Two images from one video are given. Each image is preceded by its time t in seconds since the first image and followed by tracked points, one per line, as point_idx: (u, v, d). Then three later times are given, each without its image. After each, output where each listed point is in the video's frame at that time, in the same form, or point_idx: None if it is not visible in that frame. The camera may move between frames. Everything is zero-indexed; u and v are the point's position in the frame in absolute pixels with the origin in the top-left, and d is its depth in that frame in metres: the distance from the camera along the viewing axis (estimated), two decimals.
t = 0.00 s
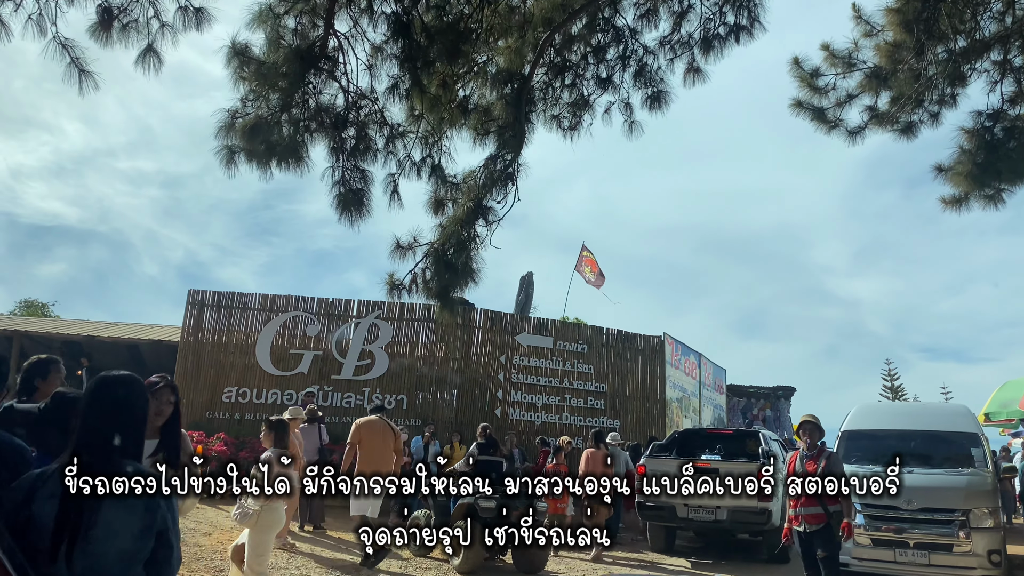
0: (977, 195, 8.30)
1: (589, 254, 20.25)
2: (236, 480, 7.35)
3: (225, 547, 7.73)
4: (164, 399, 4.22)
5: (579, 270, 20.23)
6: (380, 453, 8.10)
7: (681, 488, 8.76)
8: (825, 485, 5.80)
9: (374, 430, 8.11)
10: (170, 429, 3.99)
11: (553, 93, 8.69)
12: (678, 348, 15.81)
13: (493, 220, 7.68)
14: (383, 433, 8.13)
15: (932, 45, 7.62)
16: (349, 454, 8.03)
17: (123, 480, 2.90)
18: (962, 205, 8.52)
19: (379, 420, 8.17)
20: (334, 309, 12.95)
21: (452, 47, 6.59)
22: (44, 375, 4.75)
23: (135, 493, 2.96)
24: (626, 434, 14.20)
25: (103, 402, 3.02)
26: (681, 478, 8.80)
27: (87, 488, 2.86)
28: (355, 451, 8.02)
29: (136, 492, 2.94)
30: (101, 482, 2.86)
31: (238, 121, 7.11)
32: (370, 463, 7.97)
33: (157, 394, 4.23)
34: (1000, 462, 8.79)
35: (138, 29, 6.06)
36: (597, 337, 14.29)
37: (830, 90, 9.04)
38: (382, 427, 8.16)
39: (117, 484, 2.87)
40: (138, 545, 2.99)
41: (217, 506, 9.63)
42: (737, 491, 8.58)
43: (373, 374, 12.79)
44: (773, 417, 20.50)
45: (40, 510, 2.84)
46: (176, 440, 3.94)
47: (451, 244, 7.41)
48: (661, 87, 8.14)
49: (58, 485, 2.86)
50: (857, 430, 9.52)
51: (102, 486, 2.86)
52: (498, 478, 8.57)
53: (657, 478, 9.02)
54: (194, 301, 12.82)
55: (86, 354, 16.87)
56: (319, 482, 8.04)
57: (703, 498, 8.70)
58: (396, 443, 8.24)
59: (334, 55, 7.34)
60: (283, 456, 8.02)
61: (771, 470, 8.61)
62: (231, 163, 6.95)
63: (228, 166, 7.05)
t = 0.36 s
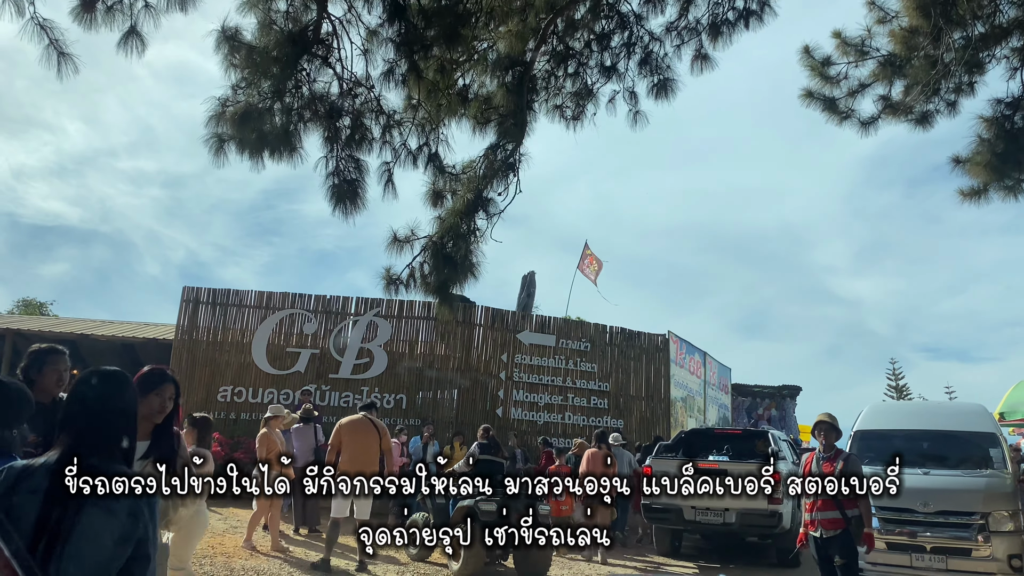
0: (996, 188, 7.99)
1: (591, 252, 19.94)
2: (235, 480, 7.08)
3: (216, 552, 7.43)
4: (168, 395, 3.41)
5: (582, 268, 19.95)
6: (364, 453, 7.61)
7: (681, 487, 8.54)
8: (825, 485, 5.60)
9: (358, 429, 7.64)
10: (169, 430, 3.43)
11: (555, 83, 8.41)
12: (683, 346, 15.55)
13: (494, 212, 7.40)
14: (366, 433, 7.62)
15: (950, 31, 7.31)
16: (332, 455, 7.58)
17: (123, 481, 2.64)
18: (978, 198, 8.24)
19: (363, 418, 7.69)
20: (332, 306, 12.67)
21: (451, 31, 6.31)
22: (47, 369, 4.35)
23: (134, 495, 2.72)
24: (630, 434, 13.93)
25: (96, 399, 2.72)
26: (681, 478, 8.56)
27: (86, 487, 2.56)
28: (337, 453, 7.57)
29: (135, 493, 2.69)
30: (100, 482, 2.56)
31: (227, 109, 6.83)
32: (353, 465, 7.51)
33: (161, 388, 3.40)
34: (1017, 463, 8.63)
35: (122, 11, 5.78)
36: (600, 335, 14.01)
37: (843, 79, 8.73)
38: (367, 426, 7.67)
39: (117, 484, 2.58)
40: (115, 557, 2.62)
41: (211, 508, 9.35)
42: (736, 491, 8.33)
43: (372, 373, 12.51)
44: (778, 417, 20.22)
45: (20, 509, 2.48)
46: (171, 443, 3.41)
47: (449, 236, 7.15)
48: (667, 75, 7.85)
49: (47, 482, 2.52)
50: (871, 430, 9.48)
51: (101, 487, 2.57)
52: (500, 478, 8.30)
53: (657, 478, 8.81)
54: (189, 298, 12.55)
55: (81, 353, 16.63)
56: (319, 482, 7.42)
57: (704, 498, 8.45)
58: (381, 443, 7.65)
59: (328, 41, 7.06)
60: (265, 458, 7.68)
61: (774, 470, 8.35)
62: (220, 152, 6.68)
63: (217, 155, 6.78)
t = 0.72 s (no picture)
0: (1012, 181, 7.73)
1: (593, 250, 19.67)
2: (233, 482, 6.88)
3: (206, 557, 7.13)
4: (140, 391, 2.87)
5: (583, 267, 19.70)
6: (348, 455, 7.07)
7: (681, 487, 8.30)
8: (825, 484, 5.44)
9: (340, 432, 7.10)
10: (152, 425, 2.93)
11: (557, 73, 8.16)
12: (686, 345, 15.31)
13: (494, 206, 7.16)
14: (348, 435, 7.07)
15: (965, 18, 7.05)
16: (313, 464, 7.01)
17: (123, 482, 2.71)
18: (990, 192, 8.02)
19: (343, 419, 7.16)
20: (329, 305, 12.42)
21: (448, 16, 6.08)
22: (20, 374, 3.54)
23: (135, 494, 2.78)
24: (632, 435, 13.68)
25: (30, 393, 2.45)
26: (681, 478, 8.31)
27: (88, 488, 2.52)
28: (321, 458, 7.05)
29: (136, 492, 2.75)
30: (100, 483, 2.57)
31: (217, 97, 6.59)
32: (345, 469, 6.96)
33: (130, 383, 2.87)
34: None
35: None
36: (602, 334, 13.76)
37: (852, 71, 8.47)
38: (349, 427, 7.12)
39: (116, 483, 2.66)
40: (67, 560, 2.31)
41: (202, 512, 9.09)
42: (737, 492, 8.12)
43: (370, 373, 12.25)
44: (782, 417, 19.98)
45: None
46: (157, 441, 2.91)
47: (448, 232, 6.92)
48: (672, 64, 7.60)
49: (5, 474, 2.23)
50: (882, 431, 9.24)
51: (102, 488, 2.55)
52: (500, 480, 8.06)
53: (657, 478, 8.54)
54: (183, 296, 12.31)
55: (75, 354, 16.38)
56: (318, 483, 6.78)
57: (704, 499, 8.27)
58: (364, 440, 7.14)
59: (321, 28, 6.83)
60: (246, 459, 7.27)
61: (773, 469, 8.07)
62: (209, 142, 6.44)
63: (206, 146, 6.54)
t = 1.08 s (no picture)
0: None
1: (595, 249, 19.38)
2: (234, 481, 6.81)
3: (193, 564, 6.84)
4: (100, 379, 2.59)
5: (585, 267, 19.42)
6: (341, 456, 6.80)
7: (681, 488, 8.10)
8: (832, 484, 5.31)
9: (331, 434, 6.82)
10: (117, 421, 2.61)
11: (559, 63, 7.89)
12: (689, 346, 15.04)
13: (493, 199, 6.88)
14: (339, 436, 6.79)
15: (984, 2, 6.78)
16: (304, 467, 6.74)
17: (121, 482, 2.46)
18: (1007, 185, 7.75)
19: (335, 421, 6.89)
20: (325, 304, 12.14)
21: None
22: (10, 383, 3.36)
23: (139, 496, 2.53)
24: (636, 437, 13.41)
25: None
26: (681, 477, 8.14)
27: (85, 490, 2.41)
28: (311, 460, 6.76)
29: (136, 494, 2.48)
30: (101, 483, 2.42)
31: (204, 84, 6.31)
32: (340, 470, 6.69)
33: (87, 374, 2.58)
34: None
35: None
36: (605, 334, 13.49)
37: (863, 60, 8.20)
38: (340, 429, 6.84)
39: (117, 484, 2.43)
40: None
41: (192, 516, 8.81)
42: (737, 492, 7.87)
43: (366, 373, 11.97)
44: (786, 419, 19.71)
45: None
46: (123, 437, 2.59)
47: (445, 225, 6.66)
48: (678, 52, 7.33)
49: None
50: (893, 432, 8.99)
51: (102, 488, 2.41)
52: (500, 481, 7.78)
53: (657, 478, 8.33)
54: (175, 295, 12.04)
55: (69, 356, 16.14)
56: (318, 483, 6.54)
57: (704, 499, 8.02)
58: (355, 443, 6.88)
59: (313, 12, 6.55)
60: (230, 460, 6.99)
61: (773, 468, 7.82)
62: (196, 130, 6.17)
63: (193, 135, 6.27)
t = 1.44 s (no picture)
0: None
1: (596, 250, 19.10)
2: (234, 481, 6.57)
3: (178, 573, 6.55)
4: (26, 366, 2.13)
5: (586, 268, 19.13)
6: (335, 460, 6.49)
7: (681, 488, 7.86)
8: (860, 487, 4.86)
9: (323, 437, 6.52)
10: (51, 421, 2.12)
11: (559, 53, 7.62)
12: (692, 347, 14.77)
13: (492, 192, 6.60)
14: (330, 438, 6.48)
15: None
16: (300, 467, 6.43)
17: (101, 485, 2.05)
18: (1023, 179, 7.49)
19: (327, 423, 6.59)
20: (320, 304, 11.86)
21: None
22: None
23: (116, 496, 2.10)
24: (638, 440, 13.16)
25: None
26: (681, 477, 7.90)
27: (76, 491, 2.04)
28: (303, 464, 6.46)
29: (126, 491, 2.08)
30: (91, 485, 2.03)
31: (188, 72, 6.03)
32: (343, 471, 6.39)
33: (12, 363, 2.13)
34: None
35: None
36: (606, 335, 13.22)
37: (873, 50, 7.93)
38: (331, 431, 6.53)
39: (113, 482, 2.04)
40: None
41: (181, 523, 8.53)
42: (737, 492, 7.63)
43: (362, 375, 11.68)
44: (789, 422, 19.43)
45: None
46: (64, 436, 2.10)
47: (442, 220, 6.40)
48: (682, 40, 7.07)
49: None
50: (904, 435, 8.75)
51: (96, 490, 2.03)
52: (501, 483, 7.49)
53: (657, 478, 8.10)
54: (167, 295, 11.76)
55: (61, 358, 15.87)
56: (317, 483, 6.26)
57: (704, 499, 7.76)
58: (348, 447, 6.47)
59: None
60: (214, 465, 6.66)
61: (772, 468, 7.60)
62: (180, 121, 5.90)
63: (177, 125, 6.00)
